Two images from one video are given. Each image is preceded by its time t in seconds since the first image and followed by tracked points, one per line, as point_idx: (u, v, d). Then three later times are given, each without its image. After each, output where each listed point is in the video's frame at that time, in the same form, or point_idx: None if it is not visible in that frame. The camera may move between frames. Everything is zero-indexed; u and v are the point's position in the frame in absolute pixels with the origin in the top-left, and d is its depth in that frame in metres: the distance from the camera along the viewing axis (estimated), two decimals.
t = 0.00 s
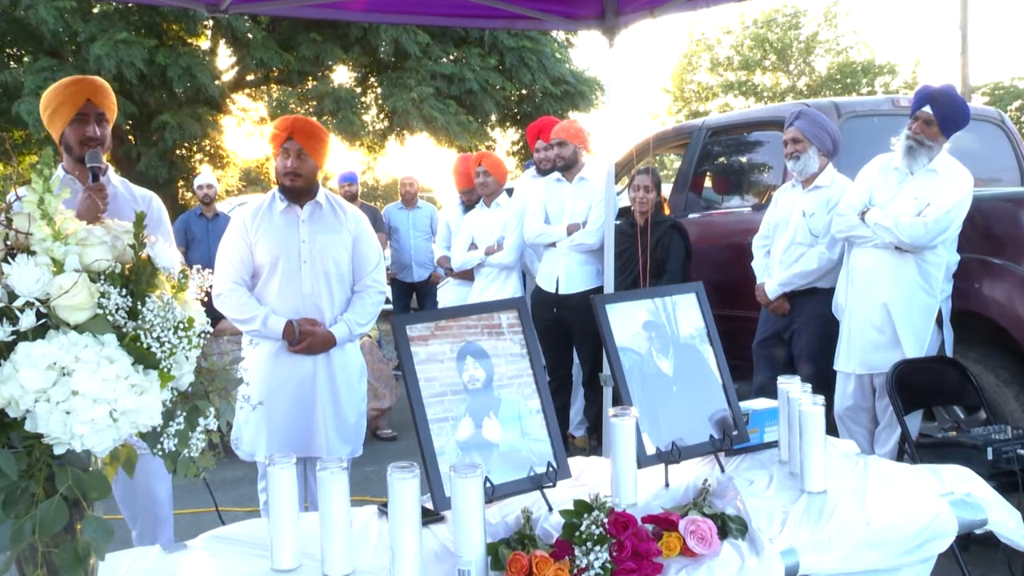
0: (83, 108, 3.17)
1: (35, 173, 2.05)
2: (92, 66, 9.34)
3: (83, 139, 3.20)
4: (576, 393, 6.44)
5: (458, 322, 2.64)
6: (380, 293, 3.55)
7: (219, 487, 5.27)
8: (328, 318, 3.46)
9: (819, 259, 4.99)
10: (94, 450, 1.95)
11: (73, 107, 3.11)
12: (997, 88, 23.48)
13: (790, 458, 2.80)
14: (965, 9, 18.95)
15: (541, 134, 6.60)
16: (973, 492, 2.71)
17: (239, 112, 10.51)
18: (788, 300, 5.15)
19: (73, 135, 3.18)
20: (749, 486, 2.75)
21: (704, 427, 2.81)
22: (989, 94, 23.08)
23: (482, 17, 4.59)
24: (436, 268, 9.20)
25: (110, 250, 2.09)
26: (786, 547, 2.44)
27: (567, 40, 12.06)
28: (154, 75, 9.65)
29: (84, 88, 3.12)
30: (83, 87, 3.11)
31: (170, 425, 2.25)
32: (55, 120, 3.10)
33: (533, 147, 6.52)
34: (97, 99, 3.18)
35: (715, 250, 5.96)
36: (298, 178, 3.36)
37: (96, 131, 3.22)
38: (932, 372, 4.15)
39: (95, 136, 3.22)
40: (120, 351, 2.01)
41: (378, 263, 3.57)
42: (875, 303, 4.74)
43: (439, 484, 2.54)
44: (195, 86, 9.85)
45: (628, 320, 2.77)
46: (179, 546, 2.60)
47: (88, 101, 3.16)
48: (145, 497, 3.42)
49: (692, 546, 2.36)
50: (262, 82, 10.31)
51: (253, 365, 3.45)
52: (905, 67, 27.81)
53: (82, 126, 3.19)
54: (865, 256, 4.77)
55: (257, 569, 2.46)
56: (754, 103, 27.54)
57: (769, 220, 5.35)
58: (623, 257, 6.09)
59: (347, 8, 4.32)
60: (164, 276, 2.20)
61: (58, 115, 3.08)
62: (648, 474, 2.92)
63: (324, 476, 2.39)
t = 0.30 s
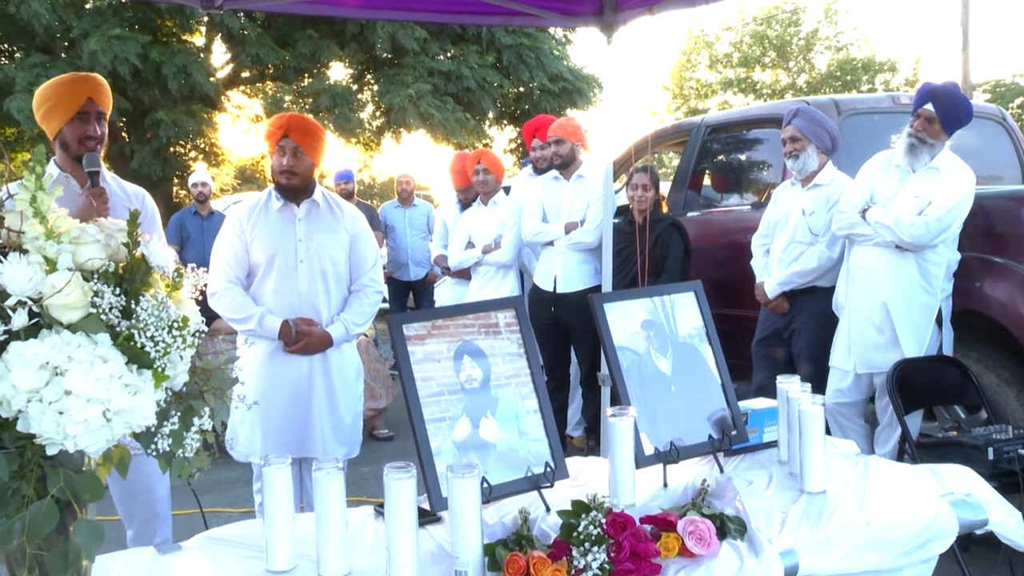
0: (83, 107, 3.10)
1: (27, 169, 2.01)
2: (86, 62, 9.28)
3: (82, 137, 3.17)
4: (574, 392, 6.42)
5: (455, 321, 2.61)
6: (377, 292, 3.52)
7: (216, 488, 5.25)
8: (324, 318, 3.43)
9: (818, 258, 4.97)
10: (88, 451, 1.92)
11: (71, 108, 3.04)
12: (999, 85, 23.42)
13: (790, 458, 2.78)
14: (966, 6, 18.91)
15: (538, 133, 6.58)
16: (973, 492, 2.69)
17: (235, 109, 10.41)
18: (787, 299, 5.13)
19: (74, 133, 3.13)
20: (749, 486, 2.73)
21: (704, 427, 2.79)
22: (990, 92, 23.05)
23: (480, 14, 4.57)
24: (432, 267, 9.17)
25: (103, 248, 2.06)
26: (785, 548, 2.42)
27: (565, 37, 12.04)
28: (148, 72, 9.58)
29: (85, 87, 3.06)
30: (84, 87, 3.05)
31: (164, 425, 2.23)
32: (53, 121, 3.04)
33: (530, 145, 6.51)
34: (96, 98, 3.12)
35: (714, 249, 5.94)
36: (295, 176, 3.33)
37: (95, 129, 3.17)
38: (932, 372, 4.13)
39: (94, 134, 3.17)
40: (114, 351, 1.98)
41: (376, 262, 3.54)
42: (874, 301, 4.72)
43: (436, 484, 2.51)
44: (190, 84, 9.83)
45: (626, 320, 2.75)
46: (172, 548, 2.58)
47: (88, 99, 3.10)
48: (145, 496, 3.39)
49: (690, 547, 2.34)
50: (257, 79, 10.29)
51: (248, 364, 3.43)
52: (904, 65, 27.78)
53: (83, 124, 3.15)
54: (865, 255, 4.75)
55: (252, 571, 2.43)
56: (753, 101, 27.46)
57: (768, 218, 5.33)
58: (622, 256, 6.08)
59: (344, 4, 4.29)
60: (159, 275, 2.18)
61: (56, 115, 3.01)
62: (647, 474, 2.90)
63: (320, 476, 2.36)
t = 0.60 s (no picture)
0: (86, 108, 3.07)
1: (15, 167, 1.99)
2: (75, 58, 9.21)
3: (90, 137, 3.16)
4: (569, 391, 6.40)
5: (450, 320, 2.59)
6: (372, 292, 3.49)
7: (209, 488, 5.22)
8: (319, 318, 3.39)
9: (815, 256, 4.95)
10: (78, 451, 1.90)
11: (74, 109, 2.99)
12: (996, 83, 23.44)
13: (787, 458, 2.75)
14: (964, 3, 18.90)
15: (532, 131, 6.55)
16: (971, 491, 2.67)
17: (227, 106, 10.41)
18: (784, 297, 5.11)
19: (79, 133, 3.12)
20: (745, 486, 2.71)
21: (699, 426, 2.77)
22: (989, 89, 23.06)
23: (475, 11, 4.54)
24: (426, 265, 9.15)
25: (93, 246, 2.03)
26: (782, 548, 2.41)
27: (560, 34, 12.03)
28: (139, 68, 9.51)
29: (90, 86, 3.02)
30: (88, 85, 3.02)
31: (155, 425, 2.21)
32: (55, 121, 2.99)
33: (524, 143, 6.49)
34: (101, 96, 3.11)
35: (711, 247, 5.92)
36: (288, 174, 3.30)
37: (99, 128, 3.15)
38: (929, 371, 4.11)
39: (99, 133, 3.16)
40: (105, 350, 1.95)
41: (370, 262, 3.51)
42: (869, 299, 4.71)
43: (430, 484, 2.48)
44: (182, 81, 9.78)
45: (622, 318, 2.73)
46: (165, 549, 2.55)
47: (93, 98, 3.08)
48: (145, 492, 3.37)
49: (687, 548, 2.32)
50: (250, 76, 10.24)
51: (241, 365, 3.39)
52: (902, 62, 27.72)
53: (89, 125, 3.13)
54: (860, 252, 4.74)
55: (245, 572, 2.41)
56: (750, 98, 27.44)
57: (765, 216, 5.31)
58: (618, 254, 6.05)
59: None
60: (150, 274, 2.16)
61: (59, 118, 2.97)
62: (642, 474, 2.87)
63: (314, 476, 2.34)
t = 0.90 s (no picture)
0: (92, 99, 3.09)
1: (5, 165, 1.97)
2: (66, 53, 9.04)
3: (93, 129, 3.14)
4: (566, 389, 6.38)
5: (445, 318, 2.57)
6: (367, 290, 3.46)
7: (202, 488, 5.19)
8: (314, 317, 3.37)
9: (813, 253, 4.92)
10: (70, 451, 1.87)
11: (80, 98, 3.03)
12: (995, 79, 23.41)
13: (784, 457, 2.72)
14: None
15: (527, 129, 6.57)
16: (969, 490, 2.66)
17: (220, 103, 10.50)
18: (782, 296, 5.10)
19: (83, 124, 3.11)
20: (742, 485, 2.70)
21: (695, 424, 2.75)
22: (988, 86, 23.06)
23: (471, 7, 4.53)
24: (422, 263, 9.12)
25: (85, 244, 2.01)
26: (780, 548, 2.40)
27: (556, 30, 12.02)
28: (132, 64, 9.41)
29: (93, 79, 3.06)
30: (92, 78, 3.05)
31: (148, 424, 2.20)
32: (61, 113, 3.02)
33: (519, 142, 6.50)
34: (103, 88, 3.11)
35: (708, 245, 5.91)
36: (284, 172, 3.27)
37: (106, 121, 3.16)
38: (927, 370, 4.10)
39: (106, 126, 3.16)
40: (97, 349, 1.93)
41: (365, 260, 3.49)
42: (863, 295, 4.69)
43: (426, 483, 2.47)
44: (175, 76, 9.71)
45: (619, 316, 2.72)
46: (158, 549, 2.52)
47: (95, 91, 3.09)
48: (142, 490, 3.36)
49: (684, 547, 2.31)
50: (242, 72, 9.95)
51: (234, 365, 3.36)
52: (901, 58, 27.66)
53: (92, 116, 3.12)
54: (855, 249, 4.73)
55: (239, 572, 2.38)
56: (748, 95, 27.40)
57: (763, 213, 5.29)
58: (614, 252, 6.03)
59: None
60: (142, 270, 2.12)
61: (64, 111, 3.01)
62: (639, 472, 2.86)
63: (308, 476, 2.32)
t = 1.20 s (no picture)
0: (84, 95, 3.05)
1: None
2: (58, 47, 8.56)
3: (83, 126, 3.10)
4: (563, 386, 6.36)
5: (442, 315, 2.55)
6: (363, 288, 3.43)
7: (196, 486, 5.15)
8: (309, 314, 3.33)
9: (812, 250, 4.91)
10: (63, 450, 1.85)
11: (72, 93, 3.00)
12: (997, 75, 23.33)
13: (783, 455, 2.70)
14: None
15: (525, 125, 6.55)
16: (970, 489, 2.64)
17: (214, 98, 10.00)
18: (781, 292, 5.07)
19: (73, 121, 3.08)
20: (740, 484, 2.68)
21: (693, 422, 2.73)
22: (989, 81, 22.98)
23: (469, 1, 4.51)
24: (418, 260, 9.09)
25: (77, 240, 1.98)
26: (778, 547, 2.39)
27: (554, 24, 12.01)
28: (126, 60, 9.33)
29: (87, 74, 3.02)
30: (85, 73, 3.01)
31: (142, 422, 2.19)
32: (52, 106, 3.01)
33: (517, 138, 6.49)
34: (97, 85, 3.07)
35: (706, 242, 5.88)
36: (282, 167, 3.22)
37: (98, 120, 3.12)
38: (928, 367, 4.09)
39: (97, 125, 3.12)
40: (90, 346, 1.91)
41: (361, 257, 3.46)
42: (862, 290, 4.67)
43: (422, 481, 2.45)
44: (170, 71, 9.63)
45: (617, 313, 2.70)
46: (152, 548, 2.50)
47: (87, 87, 3.05)
48: (131, 488, 3.31)
49: (682, 546, 2.30)
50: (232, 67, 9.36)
51: (228, 363, 3.33)
52: (901, 53, 27.60)
53: (83, 113, 3.09)
54: (854, 246, 4.72)
55: (233, 572, 2.36)
56: (747, 90, 27.31)
57: (762, 210, 5.27)
58: (612, 249, 6.01)
59: None
60: (136, 267, 2.09)
61: (55, 105, 2.99)
62: (637, 471, 2.84)
63: (303, 475, 2.30)
